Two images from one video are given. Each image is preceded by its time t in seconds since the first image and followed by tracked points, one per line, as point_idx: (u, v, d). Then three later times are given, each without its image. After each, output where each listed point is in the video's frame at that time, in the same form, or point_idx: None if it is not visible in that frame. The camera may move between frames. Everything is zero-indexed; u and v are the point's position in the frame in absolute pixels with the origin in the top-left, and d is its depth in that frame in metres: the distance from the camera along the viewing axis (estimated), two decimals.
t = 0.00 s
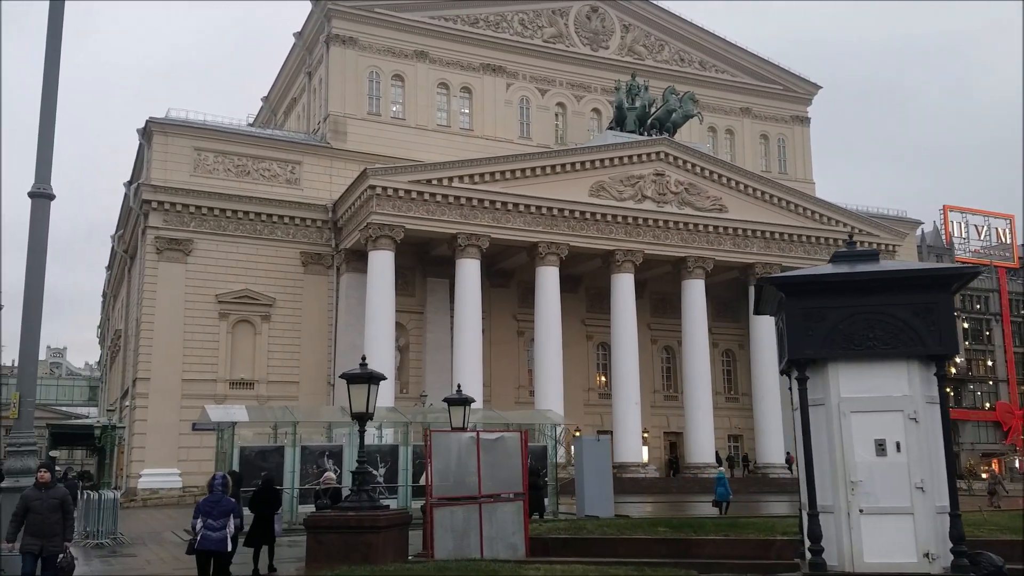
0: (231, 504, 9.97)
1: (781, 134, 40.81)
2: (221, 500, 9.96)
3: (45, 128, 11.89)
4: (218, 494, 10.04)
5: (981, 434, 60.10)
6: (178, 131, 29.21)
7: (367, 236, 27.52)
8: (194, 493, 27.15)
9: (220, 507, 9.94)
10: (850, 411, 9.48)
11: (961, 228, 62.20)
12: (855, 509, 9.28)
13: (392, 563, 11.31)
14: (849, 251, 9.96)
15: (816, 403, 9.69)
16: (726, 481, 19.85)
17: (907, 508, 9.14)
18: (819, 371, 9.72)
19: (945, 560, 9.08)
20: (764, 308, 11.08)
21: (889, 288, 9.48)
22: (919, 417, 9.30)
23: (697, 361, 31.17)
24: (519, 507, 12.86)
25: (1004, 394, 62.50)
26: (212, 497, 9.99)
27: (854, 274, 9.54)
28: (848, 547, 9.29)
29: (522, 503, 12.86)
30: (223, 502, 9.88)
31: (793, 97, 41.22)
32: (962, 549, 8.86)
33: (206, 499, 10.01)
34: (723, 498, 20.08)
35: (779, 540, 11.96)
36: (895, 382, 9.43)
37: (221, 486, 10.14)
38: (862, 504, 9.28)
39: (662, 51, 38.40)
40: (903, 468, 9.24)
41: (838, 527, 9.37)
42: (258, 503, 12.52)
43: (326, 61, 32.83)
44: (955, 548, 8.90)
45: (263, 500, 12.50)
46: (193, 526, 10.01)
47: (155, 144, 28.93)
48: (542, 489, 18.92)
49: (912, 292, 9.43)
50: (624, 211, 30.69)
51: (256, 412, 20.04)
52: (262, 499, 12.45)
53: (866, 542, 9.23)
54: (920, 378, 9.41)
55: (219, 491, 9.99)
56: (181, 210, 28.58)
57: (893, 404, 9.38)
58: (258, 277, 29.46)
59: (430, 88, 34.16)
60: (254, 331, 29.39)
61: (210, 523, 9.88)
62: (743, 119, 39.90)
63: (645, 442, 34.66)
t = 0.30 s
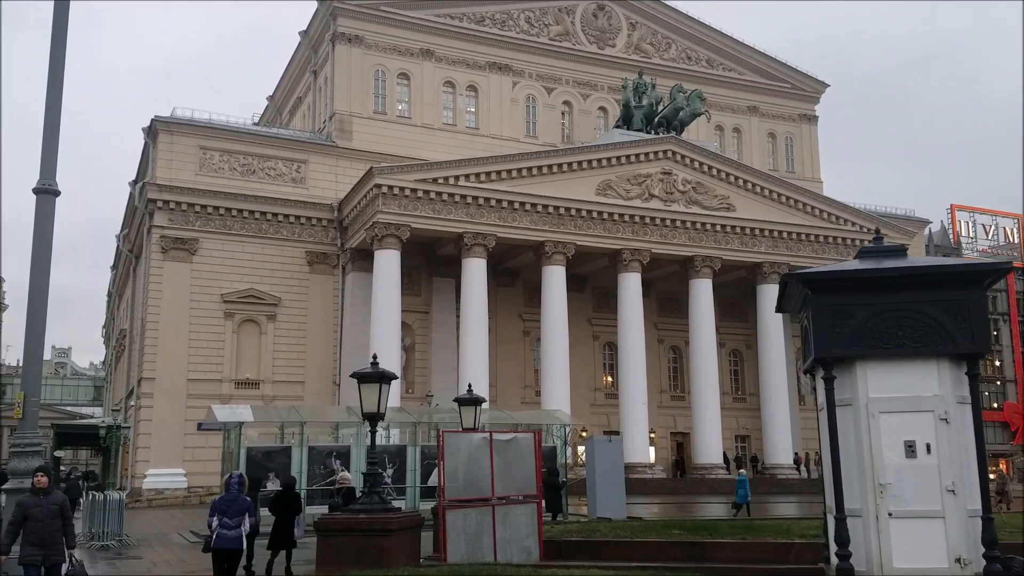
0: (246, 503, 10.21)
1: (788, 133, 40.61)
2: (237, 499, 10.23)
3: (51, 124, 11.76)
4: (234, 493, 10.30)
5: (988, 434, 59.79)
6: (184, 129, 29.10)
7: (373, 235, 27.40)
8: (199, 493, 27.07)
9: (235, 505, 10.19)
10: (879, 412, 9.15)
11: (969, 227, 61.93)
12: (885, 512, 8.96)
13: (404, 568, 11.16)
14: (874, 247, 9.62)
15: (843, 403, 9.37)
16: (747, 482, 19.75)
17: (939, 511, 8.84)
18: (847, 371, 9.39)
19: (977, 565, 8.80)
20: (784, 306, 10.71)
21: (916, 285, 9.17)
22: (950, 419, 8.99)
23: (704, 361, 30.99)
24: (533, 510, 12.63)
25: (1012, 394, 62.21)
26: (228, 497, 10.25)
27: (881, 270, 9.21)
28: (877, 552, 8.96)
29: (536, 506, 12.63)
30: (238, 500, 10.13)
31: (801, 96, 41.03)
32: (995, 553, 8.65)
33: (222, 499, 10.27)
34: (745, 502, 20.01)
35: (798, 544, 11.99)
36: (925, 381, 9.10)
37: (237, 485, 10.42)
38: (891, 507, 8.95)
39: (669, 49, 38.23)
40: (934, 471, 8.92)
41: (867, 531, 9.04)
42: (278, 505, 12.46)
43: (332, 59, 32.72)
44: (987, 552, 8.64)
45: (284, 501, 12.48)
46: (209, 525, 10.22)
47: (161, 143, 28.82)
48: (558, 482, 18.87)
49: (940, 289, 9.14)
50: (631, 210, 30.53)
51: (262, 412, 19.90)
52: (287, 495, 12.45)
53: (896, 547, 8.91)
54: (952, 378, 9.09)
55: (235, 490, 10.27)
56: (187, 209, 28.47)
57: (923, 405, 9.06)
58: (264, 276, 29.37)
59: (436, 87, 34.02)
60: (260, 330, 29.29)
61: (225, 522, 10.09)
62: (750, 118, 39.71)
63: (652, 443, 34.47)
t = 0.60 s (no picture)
0: (253, 505, 10.07)
1: (792, 132, 40.48)
2: (243, 501, 10.08)
3: (50, 121, 11.62)
4: (239, 495, 10.16)
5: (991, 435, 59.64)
6: (185, 129, 28.97)
7: (375, 234, 27.27)
8: (201, 494, 26.96)
9: (242, 507, 10.04)
10: (902, 408, 8.65)
11: (971, 227, 61.82)
12: (907, 511, 8.50)
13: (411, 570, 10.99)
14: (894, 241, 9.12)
15: (864, 400, 8.88)
16: (761, 480, 19.59)
17: (964, 511, 8.36)
18: (868, 366, 8.89)
19: (1006, 566, 8.31)
20: (801, 301, 10.18)
21: (941, 280, 8.67)
22: (975, 415, 8.48)
23: (708, 360, 30.87)
24: (542, 511, 12.45)
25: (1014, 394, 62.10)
26: (234, 498, 10.11)
27: (904, 264, 8.69)
28: (900, 552, 8.50)
29: (546, 507, 12.43)
30: (245, 503, 9.99)
31: (804, 95, 40.89)
32: None
33: (228, 500, 10.13)
34: (761, 501, 19.90)
35: (810, 545, 12.01)
36: (948, 377, 8.59)
37: (243, 487, 10.25)
38: (914, 507, 8.48)
39: (671, 48, 38.12)
40: (959, 469, 8.43)
41: (889, 532, 8.59)
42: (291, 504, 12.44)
43: (334, 58, 32.60)
44: (1015, 554, 8.15)
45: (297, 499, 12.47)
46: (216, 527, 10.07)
47: (162, 142, 28.68)
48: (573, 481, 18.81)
49: (966, 283, 8.63)
50: (634, 209, 30.38)
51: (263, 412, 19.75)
52: (301, 492, 12.53)
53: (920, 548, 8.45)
54: (977, 373, 8.58)
55: (241, 492, 10.11)
56: (188, 209, 28.35)
57: (947, 401, 8.55)
58: (266, 276, 29.24)
59: (438, 85, 33.89)
60: (262, 331, 29.15)
61: (232, 523, 9.97)
62: (753, 117, 39.58)
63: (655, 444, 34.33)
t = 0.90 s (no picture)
0: (259, 506, 10.17)
1: (795, 132, 40.33)
2: (250, 502, 10.17)
3: (49, 118, 11.48)
4: (247, 496, 10.29)
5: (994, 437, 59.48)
6: (186, 128, 28.85)
7: (378, 234, 27.14)
8: (202, 496, 26.83)
9: (249, 508, 10.14)
10: (926, 409, 8.09)
11: (974, 228, 61.68)
12: (932, 517, 7.92)
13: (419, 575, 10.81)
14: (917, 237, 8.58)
15: (888, 401, 8.35)
16: (776, 483, 19.42)
17: (992, 516, 7.75)
18: (892, 366, 8.34)
19: None
20: (823, 301, 9.67)
21: (968, 276, 8.05)
22: (1003, 417, 7.88)
23: (712, 361, 30.70)
24: (552, 514, 12.21)
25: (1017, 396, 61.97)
26: (242, 499, 10.22)
27: (926, 260, 8.13)
28: (926, 560, 7.94)
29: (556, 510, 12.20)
30: (251, 503, 10.09)
31: (808, 94, 40.74)
32: None
33: (236, 501, 10.24)
34: (777, 504, 19.72)
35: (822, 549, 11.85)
36: (974, 376, 8.00)
37: (250, 489, 10.37)
38: (939, 512, 7.91)
39: (674, 47, 37.99)
40: (987, 473, 7.83)
41: (914, 539, 8.03)
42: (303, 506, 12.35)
43: (336, 58, 32.47)
44: None
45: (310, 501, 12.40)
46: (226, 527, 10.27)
47: (163, 142, 28.55)
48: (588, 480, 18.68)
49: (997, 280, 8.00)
50: (637, 209, 30.23)
51: (265, 413, 19.62)
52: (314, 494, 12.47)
53: (946, 556, 7.87)
54: (1005, 372, 7.96)
55: (248, 493, 10.21)
56: (190, 209, 28.22)
57: (972, 401, 7.96)
58: (267, 277, 29.11)
59: (439, 85, 33.75)
60: (263, 331, 29.02)
61: (240, 524, 10.11)
62: (757, 116, 39.43)
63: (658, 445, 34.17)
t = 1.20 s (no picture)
0: (275, 507, 10.80)
1: (798, 133, 40.21)
2: (266, 503, 10.79)
3: (49, 115, 11.36)
4: (263, 497, 10.87)
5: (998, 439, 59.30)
6: (188, 128, 28.74)
7: (380, 235, 27.01)
8: (203, 498, 26.70)
9: (264, 509, 10.77)
10: (952, 409, 7.83)
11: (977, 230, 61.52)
12: (960, 519, 7.64)
13: None
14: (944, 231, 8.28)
15: (914, 401, 8.12)
16: (793, 486, 19.22)
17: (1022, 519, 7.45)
18: (917, 365, 8.12)
19: None
20: (843, 298, 9.44)
21: (994, 271, 7.81)
22: None
23: (715, 362, 30.55)
24: (562, 517, 12.06)
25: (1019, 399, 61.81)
26: (258, 500, 10.82)
27: (949, 255, 7.89)
28: (953, 565, 7.67)
29: (566, 512, 12.05)
30: (268, 505, 10.71)
31: (811, 95, 40.62)
32: None
33: (253, 501, 10.84)
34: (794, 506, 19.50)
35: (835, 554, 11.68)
36: (1001, 375, 7.74)
37: (266, 489, 10.96)
38: (967, 515, 7.63)
39: (677, 48, 37.88)
40: (1017, 474, 7.53)
41: (941, 542, 7.75)
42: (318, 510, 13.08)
43: (337, 58, 32.34)
44: None
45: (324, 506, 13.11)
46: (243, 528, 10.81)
47: (164, 142, 28.45)
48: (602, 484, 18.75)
49: None
50: (640, 210, 30.11)
51: (266, 414, 19.46)
52: (328, 498, 13.14)
53: (974, 560, 7.59)
54: None
55: (265, 494, 10.82)
56: (191, 209, 28.10)
57: (999, 401, 7.69)
58: (268, 278, 28.98)
59: (442, 86, 33.64)
60: (264, 332, 28.90)
61: (255, 524, 10.70)
62: (760, 117, 39.31)
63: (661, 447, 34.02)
